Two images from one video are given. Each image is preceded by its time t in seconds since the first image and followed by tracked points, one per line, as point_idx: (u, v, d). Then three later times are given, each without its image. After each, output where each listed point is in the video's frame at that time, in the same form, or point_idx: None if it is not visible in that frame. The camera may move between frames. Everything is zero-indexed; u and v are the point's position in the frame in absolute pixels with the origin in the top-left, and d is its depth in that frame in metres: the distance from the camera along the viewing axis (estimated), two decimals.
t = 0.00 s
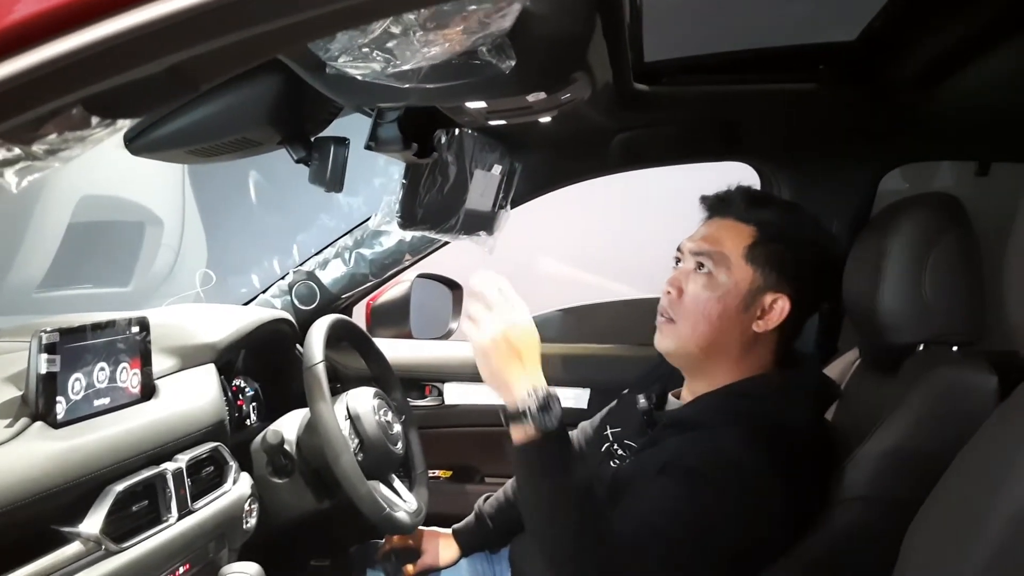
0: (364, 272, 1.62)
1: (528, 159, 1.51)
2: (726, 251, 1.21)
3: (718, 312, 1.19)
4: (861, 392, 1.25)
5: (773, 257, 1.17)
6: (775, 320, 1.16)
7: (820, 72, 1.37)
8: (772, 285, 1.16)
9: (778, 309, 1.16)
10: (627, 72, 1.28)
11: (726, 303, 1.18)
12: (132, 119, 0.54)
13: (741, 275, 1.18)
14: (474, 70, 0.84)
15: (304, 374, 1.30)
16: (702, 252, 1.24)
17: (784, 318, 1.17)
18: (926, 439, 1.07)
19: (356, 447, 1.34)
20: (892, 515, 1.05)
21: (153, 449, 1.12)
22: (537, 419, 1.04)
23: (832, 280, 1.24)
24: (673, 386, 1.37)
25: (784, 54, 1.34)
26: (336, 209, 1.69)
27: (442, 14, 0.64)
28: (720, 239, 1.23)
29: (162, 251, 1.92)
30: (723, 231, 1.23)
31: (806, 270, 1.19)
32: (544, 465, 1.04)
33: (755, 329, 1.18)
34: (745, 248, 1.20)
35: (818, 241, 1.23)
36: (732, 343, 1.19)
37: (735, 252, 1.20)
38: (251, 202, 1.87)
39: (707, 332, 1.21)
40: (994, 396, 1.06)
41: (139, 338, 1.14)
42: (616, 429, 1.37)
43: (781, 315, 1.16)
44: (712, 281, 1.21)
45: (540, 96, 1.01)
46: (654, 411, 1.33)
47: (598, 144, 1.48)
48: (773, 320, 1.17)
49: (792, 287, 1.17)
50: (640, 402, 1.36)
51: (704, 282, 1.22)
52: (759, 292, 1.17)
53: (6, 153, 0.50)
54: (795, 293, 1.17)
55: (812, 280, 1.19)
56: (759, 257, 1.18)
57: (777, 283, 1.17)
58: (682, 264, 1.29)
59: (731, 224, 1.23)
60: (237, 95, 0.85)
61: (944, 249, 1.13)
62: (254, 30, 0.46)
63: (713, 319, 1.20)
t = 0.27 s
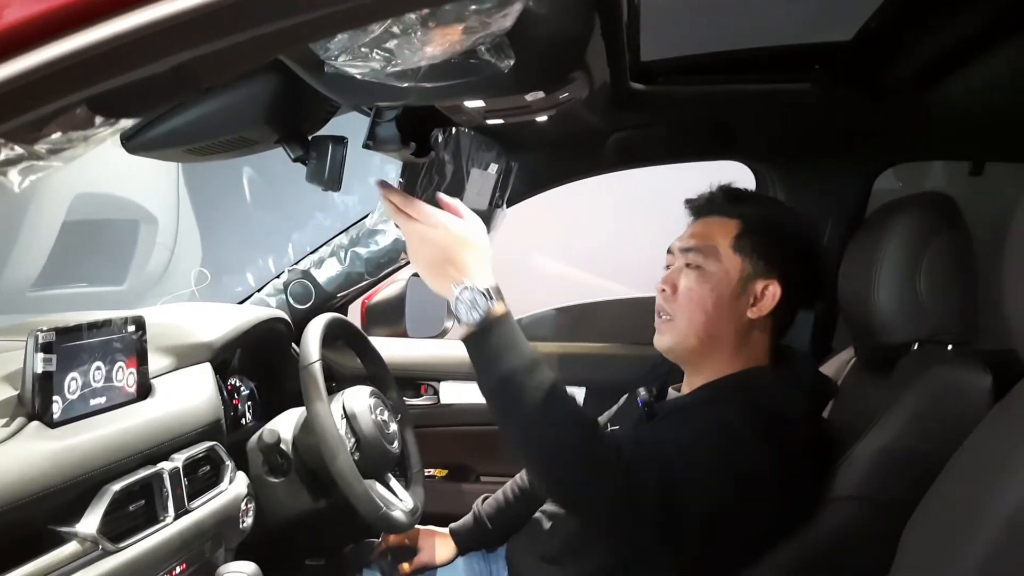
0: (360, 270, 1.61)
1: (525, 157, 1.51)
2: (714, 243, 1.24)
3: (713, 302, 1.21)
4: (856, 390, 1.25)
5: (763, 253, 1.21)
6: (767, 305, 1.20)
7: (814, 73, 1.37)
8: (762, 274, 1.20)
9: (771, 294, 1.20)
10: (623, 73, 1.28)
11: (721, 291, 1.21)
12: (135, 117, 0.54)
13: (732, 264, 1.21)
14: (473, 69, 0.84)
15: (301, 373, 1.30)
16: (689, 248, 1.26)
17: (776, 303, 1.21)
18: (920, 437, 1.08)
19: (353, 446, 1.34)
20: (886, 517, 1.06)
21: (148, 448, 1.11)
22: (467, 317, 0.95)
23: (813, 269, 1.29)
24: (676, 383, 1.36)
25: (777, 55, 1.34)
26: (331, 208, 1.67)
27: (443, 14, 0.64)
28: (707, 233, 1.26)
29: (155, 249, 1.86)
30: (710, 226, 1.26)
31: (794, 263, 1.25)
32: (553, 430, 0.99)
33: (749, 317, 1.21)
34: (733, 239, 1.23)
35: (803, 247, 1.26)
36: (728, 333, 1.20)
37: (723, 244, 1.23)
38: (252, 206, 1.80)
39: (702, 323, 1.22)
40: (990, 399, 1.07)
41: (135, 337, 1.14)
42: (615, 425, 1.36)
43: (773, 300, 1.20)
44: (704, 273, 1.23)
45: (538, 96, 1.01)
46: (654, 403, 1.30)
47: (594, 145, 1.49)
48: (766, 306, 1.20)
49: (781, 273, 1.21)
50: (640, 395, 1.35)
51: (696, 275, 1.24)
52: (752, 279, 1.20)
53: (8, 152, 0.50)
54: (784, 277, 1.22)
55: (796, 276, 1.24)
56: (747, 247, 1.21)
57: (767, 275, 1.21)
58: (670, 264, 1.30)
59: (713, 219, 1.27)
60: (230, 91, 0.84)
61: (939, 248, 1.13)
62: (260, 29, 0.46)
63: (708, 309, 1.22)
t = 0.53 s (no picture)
0: (358, 269, 1.62)
1: (524, 155, 1.50)
2: (714, 238, 1.25)
3: (713, 295, 1.21)
4: (855, 387, 1.26)
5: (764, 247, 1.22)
6: (766, 298, 1.21)
7: (814, 71, 1.38)
8: (760, 266, 1.21)
9: (769, 287, 1.21)
10: (623, 71, 1.29)
11: (722, 284, 1.21)
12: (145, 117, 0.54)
13: (731, 258, 1.22)
14: (476, 68, 0.85)
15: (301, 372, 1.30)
16: (690, 243, 1.27)
17: (774, 295, 1.22)
18: (917, 431, 1.09)
19: (353, 444, 1.34)
20: (884, 514, 1.07)
21: (150, 447, 1.12)
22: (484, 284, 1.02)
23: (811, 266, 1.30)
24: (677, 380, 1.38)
25: (775, 52, 1.36)
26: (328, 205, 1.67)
27: (451, 14, 0.65)
28: (707, 230, 1.27)
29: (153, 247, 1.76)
30: (707, 223, 1.27)
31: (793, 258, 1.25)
32: (559, 405, 1.04)
33: (748, 310, 1.21)
34: (731, 234, 1.24)
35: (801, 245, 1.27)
36: (727, 326, 1.21)
37: (722, 239, 1.24)
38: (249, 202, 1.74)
39: (702, 317, 1.22)
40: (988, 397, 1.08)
41: (136, 335, 1.14)
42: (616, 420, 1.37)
43: (772, 291, 1.21)
44: (705, 268, 1.23)
45: (541, 94, 1.02)
46: (654, 398, 1.31)
47: (591, 144, 1.50)
48: (764, 299, 1.21)
49: (779, 267, 1.22)
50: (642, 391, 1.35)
51: (697, 270, 1.23)
52: (750, 272, 1.21)
53: (21, 151, 0.50)
54: (783, 271, 1.23)
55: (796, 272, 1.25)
56: (746, 241, 1.22)
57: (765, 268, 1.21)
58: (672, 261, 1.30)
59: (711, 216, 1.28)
60: (238, 90, 0.84)
61: (937, 246, 1.14)
62: (274, 32, 0.46)
63: (710, 303, 1.21)
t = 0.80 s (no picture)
0: (362, 267, 1.62)
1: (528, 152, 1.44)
2: (722, 237, 1.26)
3: (722, 292, 1.23)
4: (864, 386, 1.28)
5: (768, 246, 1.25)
6: (773, 296, 1.24)
7: (818, 69, 1.40)
8: (767, 265, 1.24)
9: (776, 284, 1.24)
10: (630, 70, 1.30)
11: (729, 281, 1.23)
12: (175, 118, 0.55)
13: (738, 256, 1.24)
14: (489, 68, 0.85)
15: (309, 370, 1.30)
16: (697, 242, 1.27)
17: (781, 292, 1.25)
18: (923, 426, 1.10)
19: (360, 442, 1.34)
20: (886, 514, 1.10)
21: (162, 445, 1.12)
22: (518, 270, 1.00)
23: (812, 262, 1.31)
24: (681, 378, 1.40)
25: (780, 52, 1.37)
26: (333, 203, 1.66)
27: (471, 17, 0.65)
28: (713, 229, 1.28)
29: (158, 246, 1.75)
30: (713, 222, 1.29)
31: (797, 257, 1.28)
32: (579, 396, 1.00)
33: (755, 307, 1.24)
34: (737, 232, 1.26)
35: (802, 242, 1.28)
36: (735, 323, 1.23)
37: (729, 238, 1.26)
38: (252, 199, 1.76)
39: (711, 315, 1.23)
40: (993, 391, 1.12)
41: (145, 334, 1.14)
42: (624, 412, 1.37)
43: (778, 290, 1.24)
44: (712, 266, 1.24)
45: (552, 94, 1.03)
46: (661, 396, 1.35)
47: (596, 143, 1.47)
48: (772, 297, 1.24)
49: (784, 267, 1.25)
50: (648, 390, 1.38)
51: (704, 268, 1.24)
52: (756, 269, 1.24)
53: (56, 152, 0.50)
54: (788, 269, 1.26)
55: (799, 268, 1.27)
56: (753, 240, 1.25)
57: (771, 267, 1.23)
58: (678, 260, 1.30)
59: (716, 215, 1.30)
60: (260, 89, 0.84)
61: (942, 244, 1.15)
62: (310, 35, 0.47)
63: (718, 300, 1.22)
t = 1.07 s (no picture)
0: (370, 266, 1.63)
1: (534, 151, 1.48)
2: (728, 237, 1.28)
3: (729, 293, 1.25)
4: (865, 380, 1.31)
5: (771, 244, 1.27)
6: (779, 294, 1.27)
7: (821, 71, 1.40)
8: (773, 264, 1.26)
9: (782, 284, 1.27)
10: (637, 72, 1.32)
11: (736, 282, 1.26)
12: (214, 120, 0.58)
13: (745, 257, 1.26)
14: (505, 70, 0.87)
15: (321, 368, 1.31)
16: (703, 242, 1.30)
17: (787, 292, 1.27)
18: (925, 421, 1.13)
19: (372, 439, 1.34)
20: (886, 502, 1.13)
21: (178, 442, 1.13)
22: (521, 265, 1.04)
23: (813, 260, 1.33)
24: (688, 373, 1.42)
25: (786, 53, 1.38)
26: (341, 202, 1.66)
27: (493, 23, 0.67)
28: (719, 229, 1.30)
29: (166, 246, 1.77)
30: (720, 221, 1.31)
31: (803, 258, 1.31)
32: (598, 382, 1.07)
33: (761, 306, 1.27)
34: (743, 233, 1.28)
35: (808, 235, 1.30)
36: (742, 322, 1.26)
37: (735, 238, 1.28)
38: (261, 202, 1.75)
39: (718, 314, 1.27)
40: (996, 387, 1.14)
41: (161, 333, 1.15)
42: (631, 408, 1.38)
43: (784, 288, 1.27)
44: (719, 266, 1.27)
45: (566, 96, 1.06)
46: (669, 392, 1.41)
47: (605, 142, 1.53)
48: (778, 295, 1.27)
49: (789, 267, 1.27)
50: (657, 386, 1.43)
51: (711, 268, 1.27)
52: (763, 270, 1.26)
53: (103, 153, 0.54)
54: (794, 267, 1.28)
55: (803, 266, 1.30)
56: (759, 240, 1.27)
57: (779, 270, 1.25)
58: (684, 259, 1.32)
59: (720, 214, 1.32)
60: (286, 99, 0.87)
61: (947, 243, 1.18)
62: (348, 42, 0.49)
63: (724, 301, 1.26)
